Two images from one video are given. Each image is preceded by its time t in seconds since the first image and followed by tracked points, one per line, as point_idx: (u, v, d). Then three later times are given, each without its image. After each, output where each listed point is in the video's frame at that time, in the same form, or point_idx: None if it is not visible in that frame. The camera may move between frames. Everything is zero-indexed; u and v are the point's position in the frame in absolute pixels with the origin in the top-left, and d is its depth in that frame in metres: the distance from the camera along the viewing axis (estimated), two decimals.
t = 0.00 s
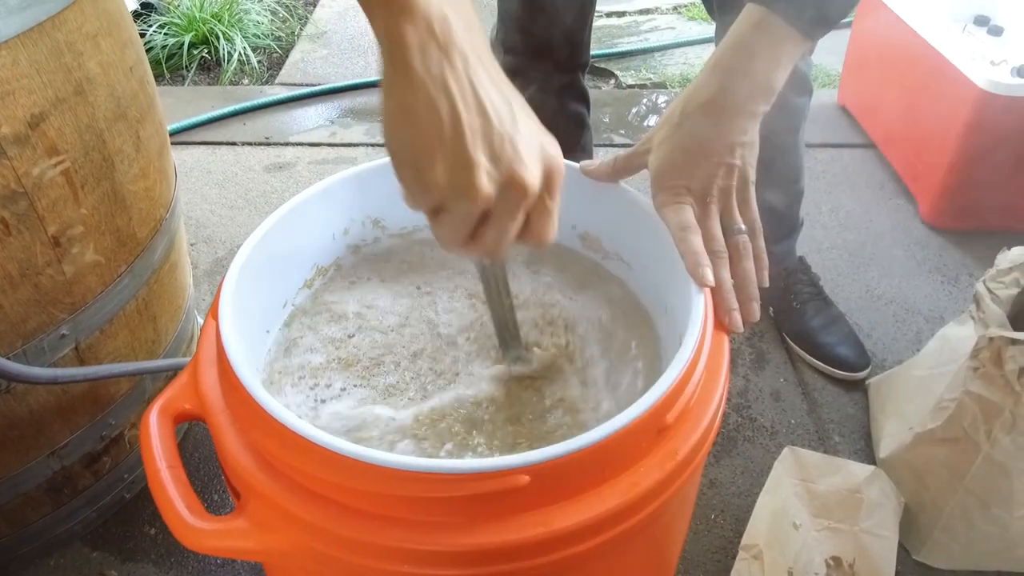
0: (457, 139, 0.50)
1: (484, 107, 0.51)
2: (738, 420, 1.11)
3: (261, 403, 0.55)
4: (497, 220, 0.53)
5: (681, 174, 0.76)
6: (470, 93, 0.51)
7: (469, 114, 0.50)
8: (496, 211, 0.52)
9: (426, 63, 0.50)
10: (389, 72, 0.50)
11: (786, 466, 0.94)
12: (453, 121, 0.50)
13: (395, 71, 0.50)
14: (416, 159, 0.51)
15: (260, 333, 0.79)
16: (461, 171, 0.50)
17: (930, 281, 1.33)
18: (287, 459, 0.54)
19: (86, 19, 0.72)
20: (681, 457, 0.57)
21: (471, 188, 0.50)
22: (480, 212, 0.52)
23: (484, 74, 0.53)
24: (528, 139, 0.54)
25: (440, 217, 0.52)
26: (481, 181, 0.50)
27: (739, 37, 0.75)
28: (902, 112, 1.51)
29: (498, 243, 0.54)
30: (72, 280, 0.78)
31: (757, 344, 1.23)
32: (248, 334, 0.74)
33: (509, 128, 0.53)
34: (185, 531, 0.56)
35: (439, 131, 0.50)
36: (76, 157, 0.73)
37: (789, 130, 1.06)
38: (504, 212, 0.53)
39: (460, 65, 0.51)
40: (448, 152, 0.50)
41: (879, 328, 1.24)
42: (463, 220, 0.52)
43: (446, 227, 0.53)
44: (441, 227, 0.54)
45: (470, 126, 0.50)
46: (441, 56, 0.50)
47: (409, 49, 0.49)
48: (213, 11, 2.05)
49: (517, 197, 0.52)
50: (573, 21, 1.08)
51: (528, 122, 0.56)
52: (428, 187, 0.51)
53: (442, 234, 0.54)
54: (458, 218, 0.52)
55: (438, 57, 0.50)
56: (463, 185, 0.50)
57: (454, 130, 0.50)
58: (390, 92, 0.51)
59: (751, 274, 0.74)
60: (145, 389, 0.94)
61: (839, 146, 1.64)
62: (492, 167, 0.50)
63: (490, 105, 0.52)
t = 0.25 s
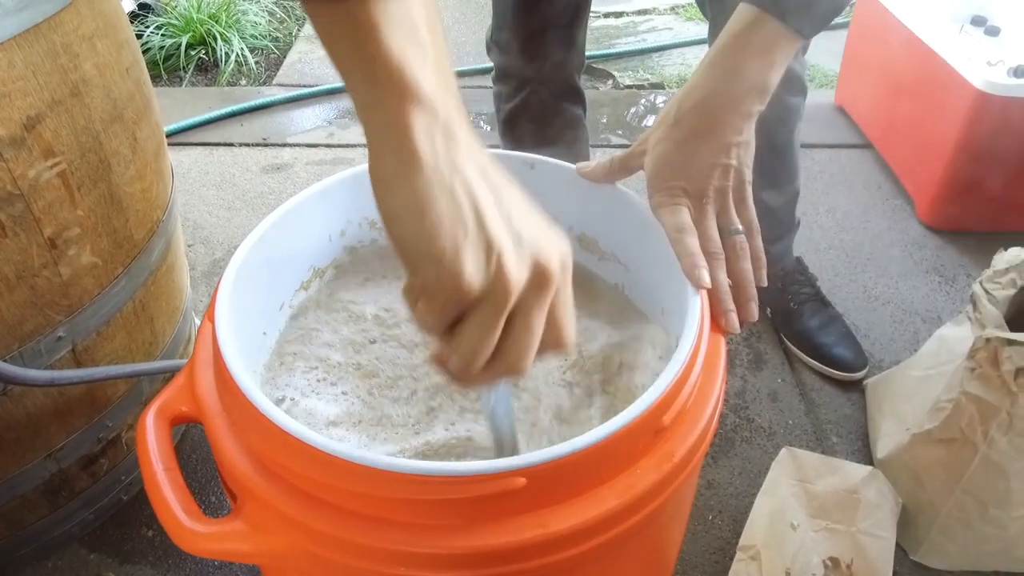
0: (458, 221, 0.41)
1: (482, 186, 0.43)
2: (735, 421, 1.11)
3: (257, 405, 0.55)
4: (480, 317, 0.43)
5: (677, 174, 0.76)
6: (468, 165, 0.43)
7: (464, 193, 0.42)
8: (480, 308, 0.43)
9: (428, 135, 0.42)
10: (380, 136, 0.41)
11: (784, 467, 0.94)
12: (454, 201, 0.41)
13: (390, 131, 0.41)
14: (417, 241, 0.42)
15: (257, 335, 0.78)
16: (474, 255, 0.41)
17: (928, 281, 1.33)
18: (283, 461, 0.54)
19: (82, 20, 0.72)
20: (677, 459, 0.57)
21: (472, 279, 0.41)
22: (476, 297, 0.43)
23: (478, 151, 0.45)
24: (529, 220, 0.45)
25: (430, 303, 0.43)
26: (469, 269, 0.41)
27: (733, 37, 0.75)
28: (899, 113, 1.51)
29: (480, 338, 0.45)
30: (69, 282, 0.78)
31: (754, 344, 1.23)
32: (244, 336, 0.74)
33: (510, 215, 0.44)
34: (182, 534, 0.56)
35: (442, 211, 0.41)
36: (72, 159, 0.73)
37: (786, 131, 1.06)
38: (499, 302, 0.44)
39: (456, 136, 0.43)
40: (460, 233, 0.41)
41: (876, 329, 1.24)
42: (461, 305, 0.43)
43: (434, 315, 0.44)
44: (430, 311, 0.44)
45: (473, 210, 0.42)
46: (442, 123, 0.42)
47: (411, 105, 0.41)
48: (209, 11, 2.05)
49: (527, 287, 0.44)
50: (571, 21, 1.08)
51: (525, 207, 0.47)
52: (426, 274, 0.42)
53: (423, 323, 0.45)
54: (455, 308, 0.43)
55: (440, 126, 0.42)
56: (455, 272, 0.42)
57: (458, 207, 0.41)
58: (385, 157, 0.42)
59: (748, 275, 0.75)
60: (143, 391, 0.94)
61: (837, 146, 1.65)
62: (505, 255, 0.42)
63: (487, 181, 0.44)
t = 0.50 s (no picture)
0: (314, 278, 0.49)
1: (348, 251, 0.50)
2: (734, 421, 1.11)
3: (256, 405, 0.55)
4: (333, 359, 0.49)
5: (677, 174, 0.76)
6: (344, 232, 0.51)
7: (331, 253, 0.50)
8: (336, 352, 0.49)
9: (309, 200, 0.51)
10: (277, 203, 0.52)
11: (783, 467, 0.95)
12: (313, 255, 0.50)
13: (285, 192, 0.52)
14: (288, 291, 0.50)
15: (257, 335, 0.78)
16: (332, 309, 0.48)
17: (927, 281, 1.33)
18: (283, 462, 0.54)
19: (80, 21, 0.72)
20: (677, 458, 0.57)
21: (316, 326, 0.48)
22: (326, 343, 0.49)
23: (363, 228, 0.52)
24: (392, 287, 0.51)
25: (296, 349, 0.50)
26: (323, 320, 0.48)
27: (732, 36, 0.75)
28: (897, 112, 1.52)
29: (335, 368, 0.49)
30: (67, 283, 0.78)
31: (754, 344, 1.23)
32: (244, 337, 0.73)
33: (368, 279, 0.50)
34: (181, 534, 0.56)
35: (302, 265, 0.50)
36: (71, 159, 0.73)
37: (785, 131, 1.06)
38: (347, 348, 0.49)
39: (341, 211, 0.51)
40: (319, 285, 0.49)
41: (875, 328, 1.24)
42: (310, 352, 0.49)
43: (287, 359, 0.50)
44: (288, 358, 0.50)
45: (332, 269, 0.49)
46: (325, 192, 0.51)
47: (306, 175, 0.51)
48: (208, 12, 2.05)
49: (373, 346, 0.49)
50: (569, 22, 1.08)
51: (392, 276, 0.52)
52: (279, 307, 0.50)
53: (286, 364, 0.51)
54: (313, 353, 0.49)
55: (322, 196, 0.51)
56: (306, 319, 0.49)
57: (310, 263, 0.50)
58: (278, 218, 0.52)
59: (747, 274, 0.75)
60: (142, 392, 0.94)
61: (835, 146, 1.65)
62: (361, 310, 0.48)
63: (354, 249, 0.50)
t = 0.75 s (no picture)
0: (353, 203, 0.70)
1: (380, 186, 0.71)
2: (734, 421, 1.11)
3: (256, 406, 0.55)
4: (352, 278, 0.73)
5: (675, 174, 0.76)
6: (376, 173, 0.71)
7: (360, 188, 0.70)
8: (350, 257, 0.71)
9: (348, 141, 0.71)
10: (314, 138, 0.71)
11: (783, 466, 0.95)
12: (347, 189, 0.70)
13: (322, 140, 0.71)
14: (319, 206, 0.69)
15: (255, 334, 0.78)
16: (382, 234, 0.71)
17: (925, 280, 1.33)
18: (282, 463, 0.54)
19: (79, 22, 0.72)
20: (677, 459, 0.57)
21: (341, 241, 0.70)
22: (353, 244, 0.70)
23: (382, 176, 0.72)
24: (389, 224, 0.72)
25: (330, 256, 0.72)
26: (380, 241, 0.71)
27: (731, 36, 0.75)
28: (896, 112, 1.52)
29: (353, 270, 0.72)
30: (66, 284, 0.78)
31: (753, 344, 1.23)
32: (243, 337, 0.73)
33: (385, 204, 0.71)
34: (181, 535, 0.56)
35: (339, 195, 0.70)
36: (69, 161, 0.73)
37: (784, 132, 1.06)
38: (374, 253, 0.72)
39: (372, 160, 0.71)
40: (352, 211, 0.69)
41: (874, 328, 1.25)
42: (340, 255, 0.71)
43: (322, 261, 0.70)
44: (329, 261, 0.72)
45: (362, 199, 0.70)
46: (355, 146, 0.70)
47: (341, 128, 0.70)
48: (206, 13, 2.05)
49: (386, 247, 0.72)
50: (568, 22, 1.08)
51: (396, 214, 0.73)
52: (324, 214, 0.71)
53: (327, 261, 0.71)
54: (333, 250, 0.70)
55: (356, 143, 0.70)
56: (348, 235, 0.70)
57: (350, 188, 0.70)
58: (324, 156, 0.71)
59: (746, 274, 0.75)
60: (141, 393, 0.94)
61: (834, 146, 1.65)
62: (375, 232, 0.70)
63: (383, 189, 0.72)
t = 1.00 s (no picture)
0: (374, 122, 0.63)
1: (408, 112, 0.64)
2: (734, 420, 1.11)
3: (256, 407, 0.55)
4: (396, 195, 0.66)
5: (676, 174, 0.76)
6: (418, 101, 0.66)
7: (399, 118, 0.64)
8: (375, 181, 0.65)
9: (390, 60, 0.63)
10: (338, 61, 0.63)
11: (783, 466, 0.95)
12: (369, 108, 0.63)
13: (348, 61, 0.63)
14: (350, 137, 0.64)
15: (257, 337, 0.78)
16: (405, 151, 0.64)
17: (925, 280, 1.33)
18: (283, 463, 0.54)
19: (78, 22, 0.72)
20: (677, 459, 0.57)
21: (362, 155, 0.63)
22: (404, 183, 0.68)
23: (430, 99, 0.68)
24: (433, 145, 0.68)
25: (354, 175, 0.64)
26: (400, 162, 0.64)
27: (732, 36, 0.75)
28: (895, 112, 1.52)
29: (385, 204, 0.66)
30: (66, 284, 0.78)
31: (752, 344, 1.23)
32: (243, 337, 0.73)
33: (427, 122, 0.67)
34: (181, 536, 0.56)
35: (364, 127, 0.63)
36: (69, 161, 0.73)
37: (783, 132, 1.06)
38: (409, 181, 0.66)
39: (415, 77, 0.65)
40: (384, 139, 0.63)
41: (873, 328, 1.25)
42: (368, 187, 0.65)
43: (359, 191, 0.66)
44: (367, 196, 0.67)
45: (392, 122, 0.63)
46: (384, 68, 0.63)
47: (357, 46, 0.62)
48: (205, 13, 2.05)
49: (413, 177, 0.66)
50: (568, 22, 1.08)
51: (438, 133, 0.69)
52: (352, 145, 0.64)
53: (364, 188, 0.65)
54: (366, 179, 0.65)
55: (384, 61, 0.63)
56: (373, 162, 0.63)
57: (388, 117, 0.63)
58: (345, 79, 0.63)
59: (747, 274, 0.75)
60: (140, 394, 0.94)
61: (833, 146, 1.65)
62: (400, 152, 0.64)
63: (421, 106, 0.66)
